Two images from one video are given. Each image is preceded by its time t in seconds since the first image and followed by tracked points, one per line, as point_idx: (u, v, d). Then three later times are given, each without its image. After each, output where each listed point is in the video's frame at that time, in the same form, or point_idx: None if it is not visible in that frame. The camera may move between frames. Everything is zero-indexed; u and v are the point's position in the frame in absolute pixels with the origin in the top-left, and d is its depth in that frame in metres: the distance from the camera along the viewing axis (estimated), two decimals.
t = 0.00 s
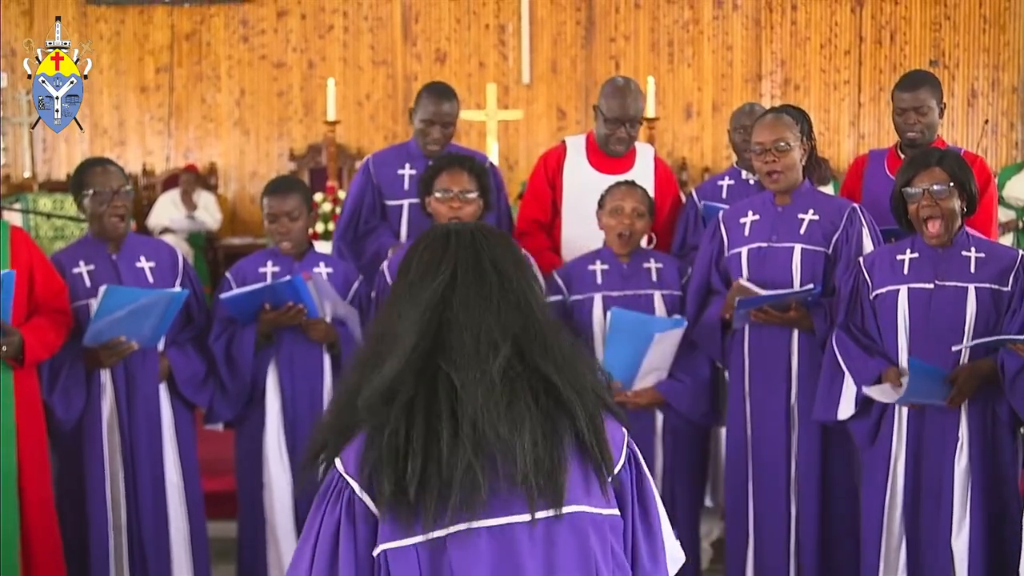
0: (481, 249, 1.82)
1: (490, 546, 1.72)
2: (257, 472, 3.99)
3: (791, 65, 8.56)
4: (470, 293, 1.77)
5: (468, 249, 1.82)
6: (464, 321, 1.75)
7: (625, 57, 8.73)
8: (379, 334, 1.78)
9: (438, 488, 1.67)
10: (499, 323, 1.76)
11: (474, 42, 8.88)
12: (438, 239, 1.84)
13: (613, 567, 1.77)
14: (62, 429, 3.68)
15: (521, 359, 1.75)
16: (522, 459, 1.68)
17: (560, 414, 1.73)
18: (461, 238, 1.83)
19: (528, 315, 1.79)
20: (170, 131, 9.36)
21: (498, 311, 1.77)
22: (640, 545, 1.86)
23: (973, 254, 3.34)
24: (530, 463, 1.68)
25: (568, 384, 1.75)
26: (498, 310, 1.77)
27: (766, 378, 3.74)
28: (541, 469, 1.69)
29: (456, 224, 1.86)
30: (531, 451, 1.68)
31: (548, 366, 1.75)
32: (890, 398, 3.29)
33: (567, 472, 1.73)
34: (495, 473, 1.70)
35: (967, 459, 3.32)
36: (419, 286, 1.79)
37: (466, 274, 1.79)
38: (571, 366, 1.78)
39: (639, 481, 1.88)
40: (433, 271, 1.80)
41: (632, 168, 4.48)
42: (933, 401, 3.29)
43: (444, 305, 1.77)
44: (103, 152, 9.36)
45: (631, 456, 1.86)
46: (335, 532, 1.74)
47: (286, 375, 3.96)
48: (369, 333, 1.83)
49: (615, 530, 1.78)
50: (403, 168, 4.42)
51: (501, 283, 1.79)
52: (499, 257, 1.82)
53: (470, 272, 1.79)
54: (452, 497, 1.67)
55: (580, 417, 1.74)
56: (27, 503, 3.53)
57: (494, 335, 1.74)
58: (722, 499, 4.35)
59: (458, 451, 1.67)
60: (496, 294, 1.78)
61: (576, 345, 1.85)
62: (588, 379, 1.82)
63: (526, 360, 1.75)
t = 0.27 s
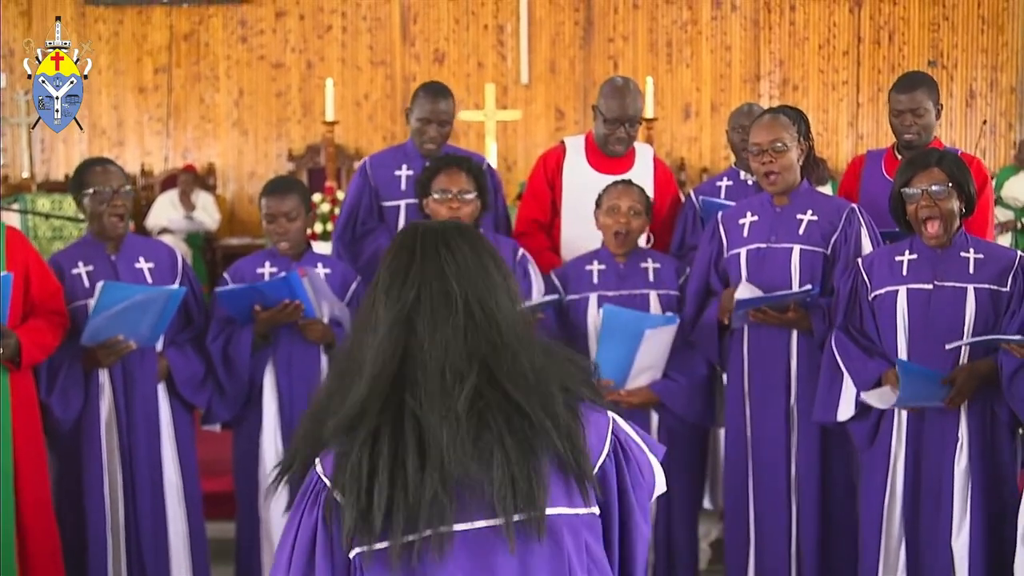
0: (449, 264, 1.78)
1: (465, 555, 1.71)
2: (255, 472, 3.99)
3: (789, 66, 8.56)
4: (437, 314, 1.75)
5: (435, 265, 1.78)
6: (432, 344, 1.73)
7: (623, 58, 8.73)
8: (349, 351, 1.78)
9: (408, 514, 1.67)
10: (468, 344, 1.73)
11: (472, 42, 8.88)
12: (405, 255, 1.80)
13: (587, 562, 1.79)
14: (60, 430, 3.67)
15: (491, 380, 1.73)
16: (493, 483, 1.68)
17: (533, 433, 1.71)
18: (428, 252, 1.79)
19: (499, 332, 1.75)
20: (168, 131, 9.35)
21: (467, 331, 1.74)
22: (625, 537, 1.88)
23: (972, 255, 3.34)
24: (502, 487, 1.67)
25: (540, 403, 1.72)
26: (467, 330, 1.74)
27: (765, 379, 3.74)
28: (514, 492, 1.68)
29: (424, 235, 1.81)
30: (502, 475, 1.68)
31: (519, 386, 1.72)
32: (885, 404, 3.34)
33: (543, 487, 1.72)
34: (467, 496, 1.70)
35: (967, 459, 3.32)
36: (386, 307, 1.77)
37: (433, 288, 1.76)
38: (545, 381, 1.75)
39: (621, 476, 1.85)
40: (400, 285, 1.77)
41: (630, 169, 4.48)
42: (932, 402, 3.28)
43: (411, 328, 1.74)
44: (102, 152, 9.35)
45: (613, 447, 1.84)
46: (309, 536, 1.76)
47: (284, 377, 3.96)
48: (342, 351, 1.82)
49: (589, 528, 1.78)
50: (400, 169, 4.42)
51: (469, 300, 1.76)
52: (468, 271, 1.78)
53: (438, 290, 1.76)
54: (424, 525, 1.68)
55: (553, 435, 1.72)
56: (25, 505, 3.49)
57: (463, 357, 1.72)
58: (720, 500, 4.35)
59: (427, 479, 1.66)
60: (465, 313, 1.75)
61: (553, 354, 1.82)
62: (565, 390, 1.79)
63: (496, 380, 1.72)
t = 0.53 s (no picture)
0: (419, 276, 1.66)
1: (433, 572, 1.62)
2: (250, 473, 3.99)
3: (785, 66, 8.56)
4: (405, 329, 1.64)
5: (405, 276, 1.66)
6: (399, 361, 1.62)
7: (619, 58, 8.73)
8: (320, 363, 1.69)
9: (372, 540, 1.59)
10: (435, 363, 1.63)
11: (468, 42, 8.87)
12: (375, 263, 1.69)
13: (566, 574, 1.68)
14: (55, 430, 3.67)
15: (460, 398, 1.62)
16: (460, 509, 1.59)
17: (504, 456, 1.60)
18: (399, 263, 1.67)
19: (470, 348, 1.64)
20: (164, 131, 9.33)
21: (436, 347, 1.63)
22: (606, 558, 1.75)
23: (967, 255, 3.35)
24: (471, 513, 1.59)
25: (510, 424, 1.61)
26: (436, 346, 1.63)
27: (761, 379, 3.74)
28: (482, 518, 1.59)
29: (396, 242, 1.69)
30: (469, 501, 1.58)
31: (491, 406, 1.61)
32: (881, 405, 3.36)
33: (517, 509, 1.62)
34: (435, 521, 1.61)
35: (962, 458, 3.34)
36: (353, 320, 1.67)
37: (402, 301, 1.65)
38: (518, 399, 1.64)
39: (613, 487, 1.75)
40: (369, 295, 1.66)
41: (626, 169, 4.48)
42: (928, 402, 3.28)
43: (378, 344, 1.64)
44: (97, 152, 9.34)
45: (602, 458, 1.74)
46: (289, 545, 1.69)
47: (278, 376, 3.94)
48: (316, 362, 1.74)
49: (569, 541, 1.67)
50: (395, 169, 4.41)
51: (438, 315, 1.64)
52: (440, 283, 1.66)
53: (407, 304, 1.65)
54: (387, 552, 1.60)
55: (525, 458, 1.62)
56: (18, 504, 3.51)
57: (431, 376, 1.62)
58: (716, 500, 4.35)
59: (389, 506, 1.58)
60: (433, 328, 1.64)
61: (531, 366, 1.70)
62: (542, 406, 1.68)
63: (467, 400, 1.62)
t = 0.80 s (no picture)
0: (411, 285, 1.55)
1: None
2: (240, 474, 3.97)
3: (774, 66, 8.58)
4: (395, 343, 1.53)
5: (396, 287, 1.55)
6: (387, 377, 1.52)
7: (608, 58, 8.74)
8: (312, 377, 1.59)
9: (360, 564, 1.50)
10: (425, 378, 1.52)
11: (458, 43, 8.87)
12: (366, 271, 1.57)
13: None
14: (43, 431, 3.65)
15: (452, 416, 1.51)
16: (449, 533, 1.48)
17: (498, 480, 1.49)
18: (390, 272, 1.56)
19: (464, 363, 1.53)
20: (153, 132, 9.31)
21: (426, 363, 1.52)
22: None
23: (955, 255, 3.35)
24: (459, 538, 1.48)
25: (502, 443, 1.50)
26: (427, 362, 1.52)
27: (750, 380, 3.75)
28: (473, 545, 1.48)
29: (389, 248, 1.57)
30: (458, 529, 1.48)
31: (484, 427, 1.50)
32: (868, 406, 3.37)
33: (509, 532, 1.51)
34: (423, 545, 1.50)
35: (950, 459, 3.34)
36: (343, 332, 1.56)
37: (394, 313, 1.54)
38: (513, 418, 1.53)
39: (602, 501, 1.61)
40: (360, 307, 1.55)
41: (615, 169, 4.49)
42: (916, 402, 3.29)
43: (367, 358, 1.53)
44: (86, 152, 9.32)
45: (595, 473, 1.61)
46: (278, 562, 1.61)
47: (268, 378, 3.94)
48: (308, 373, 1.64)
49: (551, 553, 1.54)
50: (384, 170, 4.41)
51: (431, 328, 1.53)
52: (433, 293, 1.54)
53: (397, 316, 1.54)
54: None
55: (519, 480, 1.51)
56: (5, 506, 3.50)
57: (420, 393, 1.51)
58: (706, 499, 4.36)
59: (375, 532, 1.48)
60: (424, 342, 1.52)
61: (530, 381, 1.59)
62: (541, 425, 1.57)
63: (458, 419, 1.51)
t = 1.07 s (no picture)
0: (412, 295, 1.50)
1: None
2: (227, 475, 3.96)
3: (762, 67, 8.60)
4: (393, 354, 1.49)
5: (397, 296, 1.51)
6: (385, 389, 1.48)
7: (596, 59, 8.75)
8: (314, 382, 1.56)
9: None
10: (424, 391, 1.47)
11: (446, 43, 8.87)
12: (369, 278, 1.53)
13: None
14: (31, 432, 3.63)
15: (449, 431, 1.47)
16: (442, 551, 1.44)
17: (495, 497, 1.45)
18: (392, 281, 1.52)
19: (464, 377, 1.49)
20: (140, 132, 9.28)
21: (426, 375, 1.48)
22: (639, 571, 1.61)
23: (942, 256, 3.36)
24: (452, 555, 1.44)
25: (500, 460, 1.46)
26: (426, 374, 1.48)
27: (738, 381, 3.75)
28: (467, 562, 1.45)
29: (392, 257, 1.53)
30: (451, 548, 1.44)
31: (482, 442, 1.46)
32: (857, 406, 3.38)
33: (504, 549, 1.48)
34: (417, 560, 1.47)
35: (938, 459, 3.36)
36: (342, 341, 1.52)
37: (398, 324, 1.50)
38: (513, 434, 1.49)
39: (628, 497, 1.62)
40: (363, 316, 1.51)
41: (604, 169, 4.49)
42: (904, 401, 3.30)
43: (366, 369, 1.50)
44: (73, 152, 9.28)
45: (605, 461, 1.60)
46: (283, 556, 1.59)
47: (256, 379, 3.93)
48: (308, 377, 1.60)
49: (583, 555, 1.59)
50: (372, 170, 4.40)
51: (431, 340, 1.49)
52: (435, 304, 1.50)
53: (398, 326, 1.50)
54: None
55: (517, 497, 1.47)
56: None
57: (418, 406, 1.47)
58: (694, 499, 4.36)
59: (368, 547, 1.45)
60: (424, 355, 1.49)
61: (532, 393, 1.55)
62: (542, 439, 1.52)
63: (457, 434, 1.47)
